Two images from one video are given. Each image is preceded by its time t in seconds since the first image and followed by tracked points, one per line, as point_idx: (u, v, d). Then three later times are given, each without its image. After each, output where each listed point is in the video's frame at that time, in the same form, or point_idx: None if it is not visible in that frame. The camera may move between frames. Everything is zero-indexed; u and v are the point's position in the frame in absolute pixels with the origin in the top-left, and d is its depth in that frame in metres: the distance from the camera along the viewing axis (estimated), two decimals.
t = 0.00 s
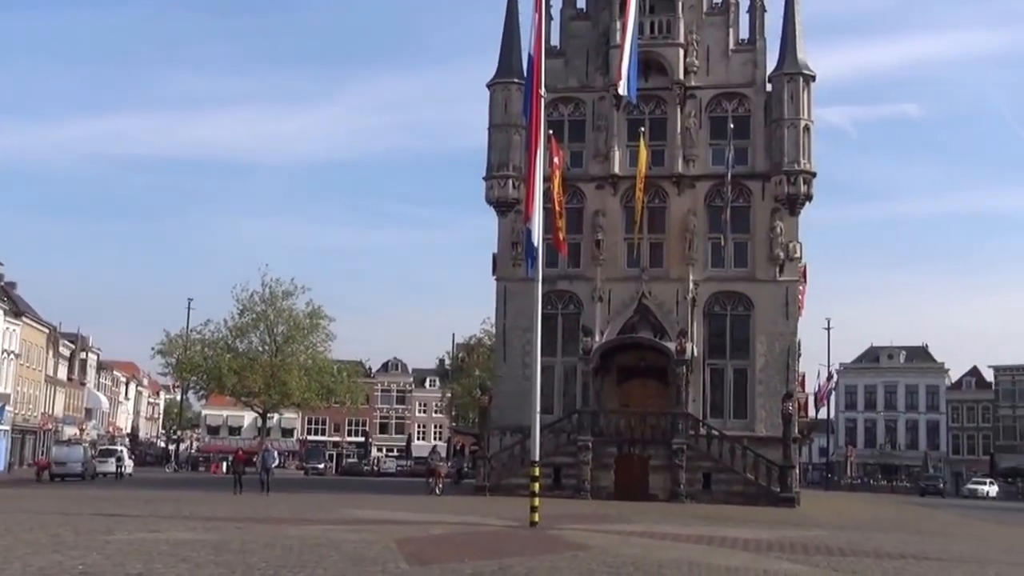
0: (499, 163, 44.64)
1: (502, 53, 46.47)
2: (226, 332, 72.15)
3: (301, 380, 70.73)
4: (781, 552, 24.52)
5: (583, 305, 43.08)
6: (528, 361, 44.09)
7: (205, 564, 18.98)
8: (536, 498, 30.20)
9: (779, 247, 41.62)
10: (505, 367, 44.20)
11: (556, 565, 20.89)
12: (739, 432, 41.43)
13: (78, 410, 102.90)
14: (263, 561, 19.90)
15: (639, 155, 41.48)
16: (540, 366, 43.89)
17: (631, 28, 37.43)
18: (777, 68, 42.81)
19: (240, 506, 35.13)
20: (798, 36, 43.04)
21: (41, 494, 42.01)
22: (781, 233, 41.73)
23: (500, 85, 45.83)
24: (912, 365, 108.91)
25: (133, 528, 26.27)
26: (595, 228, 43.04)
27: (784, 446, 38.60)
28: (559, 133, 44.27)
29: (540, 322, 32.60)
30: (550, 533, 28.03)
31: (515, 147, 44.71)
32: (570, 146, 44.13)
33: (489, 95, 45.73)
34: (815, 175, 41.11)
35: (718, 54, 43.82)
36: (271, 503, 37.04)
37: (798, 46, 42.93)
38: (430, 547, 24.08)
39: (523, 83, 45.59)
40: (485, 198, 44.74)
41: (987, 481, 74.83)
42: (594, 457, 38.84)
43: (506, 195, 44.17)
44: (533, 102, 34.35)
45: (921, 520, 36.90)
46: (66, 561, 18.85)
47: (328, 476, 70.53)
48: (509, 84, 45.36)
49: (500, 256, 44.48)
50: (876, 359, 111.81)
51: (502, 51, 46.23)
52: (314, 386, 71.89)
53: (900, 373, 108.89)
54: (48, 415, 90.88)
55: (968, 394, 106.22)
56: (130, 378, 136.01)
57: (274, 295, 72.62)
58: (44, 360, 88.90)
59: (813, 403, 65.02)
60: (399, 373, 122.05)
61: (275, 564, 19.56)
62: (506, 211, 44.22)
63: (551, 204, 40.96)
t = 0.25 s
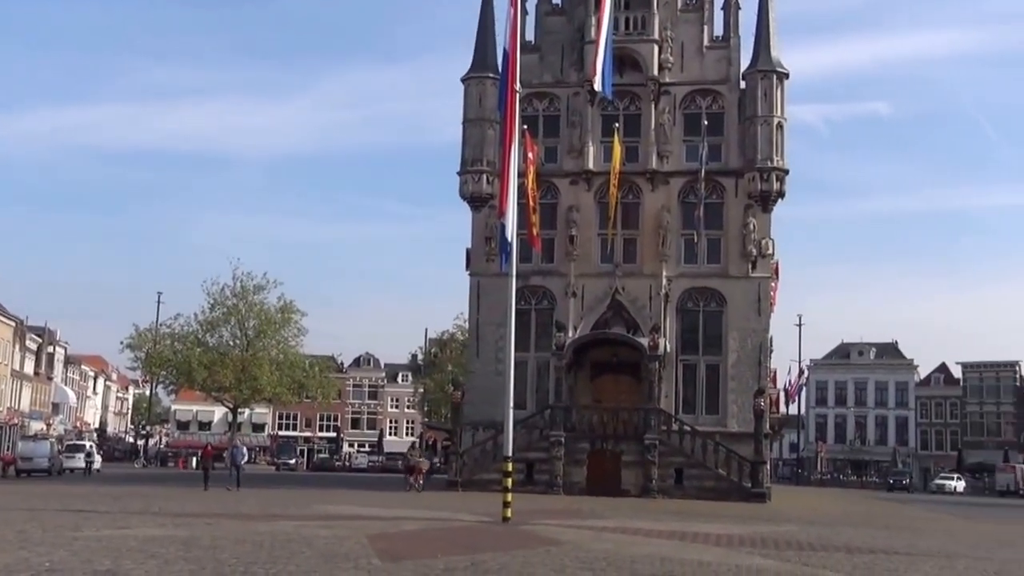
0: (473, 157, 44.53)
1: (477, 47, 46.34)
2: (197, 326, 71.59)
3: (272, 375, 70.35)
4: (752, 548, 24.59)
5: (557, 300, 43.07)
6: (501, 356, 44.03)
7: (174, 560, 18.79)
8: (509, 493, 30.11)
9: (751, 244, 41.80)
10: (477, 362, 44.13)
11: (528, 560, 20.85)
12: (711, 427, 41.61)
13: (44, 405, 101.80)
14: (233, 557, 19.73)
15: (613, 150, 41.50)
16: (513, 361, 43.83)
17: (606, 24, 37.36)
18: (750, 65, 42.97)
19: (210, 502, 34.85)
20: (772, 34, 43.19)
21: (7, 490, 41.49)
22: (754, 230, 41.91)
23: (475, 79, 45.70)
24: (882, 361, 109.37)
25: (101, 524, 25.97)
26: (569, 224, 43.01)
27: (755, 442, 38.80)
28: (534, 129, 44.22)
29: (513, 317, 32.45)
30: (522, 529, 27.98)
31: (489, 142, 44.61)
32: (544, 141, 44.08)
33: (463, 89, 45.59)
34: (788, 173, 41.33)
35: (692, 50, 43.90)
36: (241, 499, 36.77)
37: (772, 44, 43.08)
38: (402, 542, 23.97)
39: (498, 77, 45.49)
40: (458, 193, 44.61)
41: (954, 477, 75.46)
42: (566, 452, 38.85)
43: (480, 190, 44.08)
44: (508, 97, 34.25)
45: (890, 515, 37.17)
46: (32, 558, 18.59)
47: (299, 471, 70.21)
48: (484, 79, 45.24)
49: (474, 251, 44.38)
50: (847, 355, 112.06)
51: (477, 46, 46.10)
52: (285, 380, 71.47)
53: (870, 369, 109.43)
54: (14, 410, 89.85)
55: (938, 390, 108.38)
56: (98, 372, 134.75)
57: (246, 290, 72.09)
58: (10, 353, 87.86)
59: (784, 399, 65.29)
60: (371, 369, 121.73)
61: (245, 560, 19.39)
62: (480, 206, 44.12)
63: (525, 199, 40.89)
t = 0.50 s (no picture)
0: (446, 152, 44.38)
1: (450, 41, 46.16)
2: (166, 320, 70.98)
3: (242, 370, 69.90)
4: (723, 543, 24.66)
5: (529, 296, 43.02)
6: (473, 352, 43.94)
7: (141, 556, 18.61)
8: (480, 489, 30.03)
9: (724, 240, 41.91)
10: (450, 357, 44.01)
11: (500, 556, 20.80)
12: (682, 423, 41.71)
13: (11, 399, 100.65)
14: (202, 553, 19.56)
15: (587, 146, 41.48)
16: (485, 357, 43.75)
17: (580, 19, 37.28)
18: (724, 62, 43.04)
19: (179, 497, 34.56)
20: (745, 31, 43.28)
21: None
22: (726, 227, 42.01)
23: (448, 74, 45.52)
24: (852, 357, 110.20)
25: (69, 520, 25.67)
26: (542, 219, 42.97)
27: (727, 438, 38.91)
28: (507, 124, 44.13)
29: (486, 313, 32.30)
30: (494, 524, 27.93)
31: (463, 137, 44.47)
32: (518, 136, 44.00)
33: (437, 84, 45.40)
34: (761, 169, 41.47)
35: (666, 46, 43.93)
36: (211, 494, 36.49)
37: (745, 41, 43.17)
38: (373, 538, 23.86)
39: (471, 72, 45.33)
40: (431, 188, 44.45)
41: (922, 473, 76.14)
42: (538, 448, 38.83)
43: (453, 184, 43.94)
44: (482, 91, 34.10)
45: (859, 510, 37.41)
46: None
47: (270, 467, 69.84)
48: (457, 73, 45.07)
49: (446, 245, 44.24)
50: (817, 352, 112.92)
51: (450, 40, 45.92)
52: (255, 375, 71.06)
53: (840, 366, 110.34)
54: None
55: (907, 386, 108.53)
56: (66, 367, 133.42)
57: (216, 284, 71.50)
58: None
59: (754, 396, 65.61)
60: (343, 364, 121.33)
61: (213, 556, 19.22)
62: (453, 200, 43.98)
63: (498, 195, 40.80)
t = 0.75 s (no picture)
0: (418, 146, 44.20)
1: (423, 35, 45.95)
2: (135, 315, 70.32)
3: (211, 365, 69.38)
4: (693, 538, 24.70)
5: (501, 291, 42.95)
6: (444, 347, 43.82)
7: (108, 551, 18.38)
8: (451, 484, 29.93)
9: (696, 236, 41.99)
10: (421, 353, 43.84)
11: (471, 551, 20.72)
12: (653, 419, 41.80)
13: None
14: (170, 548, 19.35)
15: (559, 141, 41.43)
16: (456, 352, 43.63)
17: (554, 15, 37.22)
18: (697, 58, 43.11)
19: (148, 492, 34.22)
20: (718, 27, 43.37)
21: None
22: (698, 223, 42.11)
23: (420, 67, 45.31)
24: (822, 354, 111.14)
25: (34, 515, 25.33)
26: (514, 214, 42.90)
27: (698, 434, 39.02)
28: (480, 118, 44.01)
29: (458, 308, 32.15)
30: (465, 520, 27.85)
31: (435, 131, 44.30)
32: (490, 131, 43.89)
33: (409, 77, 45.18)
34: (733, 166, 41.58)
35: (639, 42, 43.92)
36: (179, 489, 36.16)
37: (718, 38, 43.24)
38: (343, 533, 23.71)
39: (443, 66, 45.15)
40: (403, 182, 44.26)
41: (890, 469, 76.83)
42: (509, 443, 38.78)
43: (425, 179, 43.78)
44: (454, 86, 33.97)
45: (827, 506, 37.65)
46: None
47: (239, 463, 69.39)
48: (429, 67, 44.87)
49: (418, 240, 44.07)
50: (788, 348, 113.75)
51: (423, 34, 45.72)
52: (224, 370, 70.53)
53: (810, 362, 111.28)
54: None
55: (877, 382, 109.11)
56: (33, 361, 131.91)
57: (185, 278, 70.88)
58: None
59: (725, 391, 65.87)
60: (314, 359, 120.80)
61: (181, 551, 19.02)
62: (424, 195, 43.82)
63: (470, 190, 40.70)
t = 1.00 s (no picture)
0: (389, 140, 43.97)
1: (395, 28, 45.69)
2: (102, 309, 69.61)
3: (179, 359, 68.80)
4: (664, 534, 24.70)
5: (472, 286, 42.83)
6: (415, 343, 43.65)
7: (72, 547, 18.12)
8: (421, 480, 29.78)
9: (668, 232, 42.03)
10: (391, 348, 43.65)
11: (440, 547, 20.61)
12: (624, 415, 41.82)
13: None
14: (136, 544, 19.09)
15: (531, 136, 41.32)
16: (427, 347, 43.47)
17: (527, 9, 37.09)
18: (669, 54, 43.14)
19: (114, 488, 33.83)
20: (691, 23, 43.42)
21: None
22: (670, 219, 42.15)
23: (392, 61, 45.05)
24: (792, 351, 111.97)
25: None
26: (486, 210, 42.77)
27: (668, 429, 39.07)
28: (452, 113, 43.86)
29: (428, 302, 32.02)
30: (434, 515, 27.72)
31: (406, 125, 44.08)
32: (462, 125, 43.73)
33: (381, 71, 44.92)
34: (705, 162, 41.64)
35: (612, 38, 43.89)
36: (146, 485, 35.76)
37: (690, 34, 43.29)
38: (312, 529, 23.52)
39: (415, 59, 44.92)
40: (374, 176, 44.02)
41: (859, 465, 77.36)
42: (480, 439, 38.66)
43: (396, 173, 43.56)
44: (425, 79, 33.78)
45: (797, 502, 37.79)
46: None
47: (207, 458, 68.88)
48: (401, 60, 44.62)
49: (389, 235, 43.84)
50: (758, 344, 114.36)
51: (395, 27, 45.47)
52: (193, 365, 69.95)
53: (781, 359, 111.99)
54: None
55: (847, 379, 109.64)
56: None
57: (153, 272, 70.23)
58: None
59: (696, 386, 66.11)
60: (284, 354, 120.14)
61: (147, 547, 18.77)
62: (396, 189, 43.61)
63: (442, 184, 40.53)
